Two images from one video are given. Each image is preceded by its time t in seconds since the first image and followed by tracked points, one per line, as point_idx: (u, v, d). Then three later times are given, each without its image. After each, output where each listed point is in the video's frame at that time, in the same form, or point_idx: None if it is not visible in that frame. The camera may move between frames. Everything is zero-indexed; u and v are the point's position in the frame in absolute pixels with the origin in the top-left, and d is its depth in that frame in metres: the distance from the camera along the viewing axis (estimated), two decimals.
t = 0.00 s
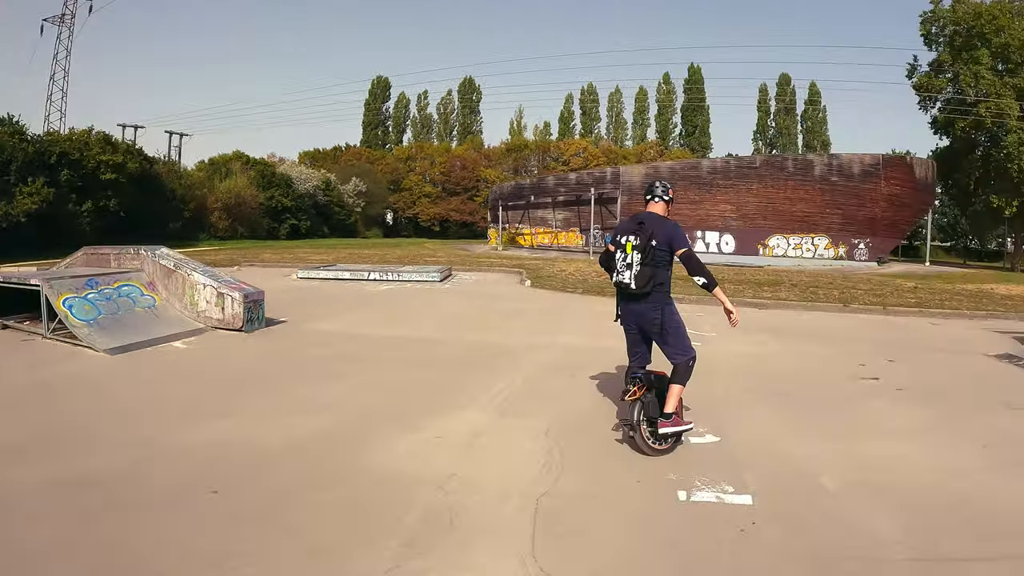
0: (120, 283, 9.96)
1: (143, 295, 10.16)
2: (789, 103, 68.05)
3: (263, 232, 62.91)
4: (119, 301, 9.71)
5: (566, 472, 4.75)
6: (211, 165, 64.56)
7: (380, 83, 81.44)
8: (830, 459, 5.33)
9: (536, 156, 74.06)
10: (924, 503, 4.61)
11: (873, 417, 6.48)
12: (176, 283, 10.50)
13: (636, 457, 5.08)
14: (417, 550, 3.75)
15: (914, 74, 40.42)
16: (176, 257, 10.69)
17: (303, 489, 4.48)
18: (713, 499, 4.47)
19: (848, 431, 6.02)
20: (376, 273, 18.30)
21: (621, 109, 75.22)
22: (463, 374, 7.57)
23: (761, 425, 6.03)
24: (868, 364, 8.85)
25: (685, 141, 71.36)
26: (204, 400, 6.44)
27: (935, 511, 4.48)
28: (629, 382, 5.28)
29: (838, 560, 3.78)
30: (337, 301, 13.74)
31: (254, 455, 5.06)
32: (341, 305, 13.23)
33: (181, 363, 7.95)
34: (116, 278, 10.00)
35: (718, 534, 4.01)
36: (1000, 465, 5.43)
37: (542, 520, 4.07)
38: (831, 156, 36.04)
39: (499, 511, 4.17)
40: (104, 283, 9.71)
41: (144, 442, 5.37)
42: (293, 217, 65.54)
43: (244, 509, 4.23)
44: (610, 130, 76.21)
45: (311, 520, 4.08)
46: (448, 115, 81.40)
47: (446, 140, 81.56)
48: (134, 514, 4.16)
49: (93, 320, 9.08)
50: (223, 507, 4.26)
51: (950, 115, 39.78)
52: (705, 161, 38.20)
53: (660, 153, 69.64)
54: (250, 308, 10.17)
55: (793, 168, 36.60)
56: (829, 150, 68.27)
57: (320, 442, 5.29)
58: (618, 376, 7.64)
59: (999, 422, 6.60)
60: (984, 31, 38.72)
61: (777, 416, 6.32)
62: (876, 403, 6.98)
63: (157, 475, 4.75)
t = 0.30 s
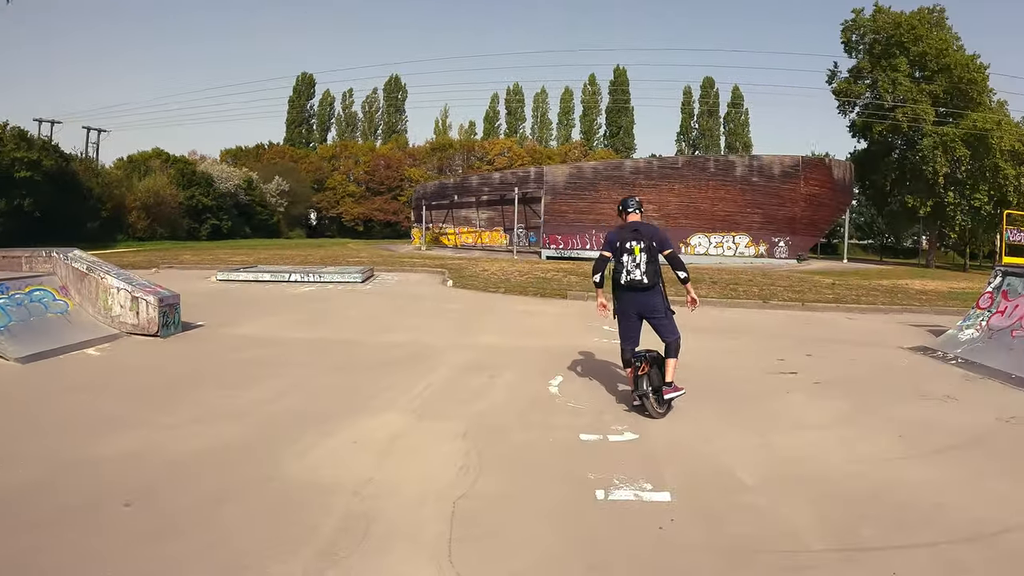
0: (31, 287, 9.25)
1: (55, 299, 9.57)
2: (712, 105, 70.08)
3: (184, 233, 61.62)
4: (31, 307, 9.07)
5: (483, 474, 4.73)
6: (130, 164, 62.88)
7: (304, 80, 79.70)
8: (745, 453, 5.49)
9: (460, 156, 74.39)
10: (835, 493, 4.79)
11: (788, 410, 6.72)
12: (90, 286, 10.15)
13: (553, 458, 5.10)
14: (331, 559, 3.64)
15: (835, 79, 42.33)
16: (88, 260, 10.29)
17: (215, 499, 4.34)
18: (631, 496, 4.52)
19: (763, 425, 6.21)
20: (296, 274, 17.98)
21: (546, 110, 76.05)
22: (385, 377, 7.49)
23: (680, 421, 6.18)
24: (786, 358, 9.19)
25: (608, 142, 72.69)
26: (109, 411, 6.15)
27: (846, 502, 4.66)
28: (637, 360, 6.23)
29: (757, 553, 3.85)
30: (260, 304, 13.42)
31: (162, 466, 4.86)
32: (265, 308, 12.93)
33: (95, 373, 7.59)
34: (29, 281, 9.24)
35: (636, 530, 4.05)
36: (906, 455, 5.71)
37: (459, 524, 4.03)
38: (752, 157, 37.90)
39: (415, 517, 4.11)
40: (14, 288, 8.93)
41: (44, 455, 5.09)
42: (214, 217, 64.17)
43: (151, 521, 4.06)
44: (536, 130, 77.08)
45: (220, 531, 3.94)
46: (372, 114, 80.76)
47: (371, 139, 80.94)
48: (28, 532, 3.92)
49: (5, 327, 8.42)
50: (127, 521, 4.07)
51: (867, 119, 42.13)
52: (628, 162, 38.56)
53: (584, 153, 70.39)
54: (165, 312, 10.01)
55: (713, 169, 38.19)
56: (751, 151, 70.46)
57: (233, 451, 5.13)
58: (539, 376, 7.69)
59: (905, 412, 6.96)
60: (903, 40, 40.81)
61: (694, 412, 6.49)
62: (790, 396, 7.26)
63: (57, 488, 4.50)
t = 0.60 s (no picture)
0: None
1: (16, 305, 9.38)
2: (680, 111, 70.82)
3: (149, 236, 60.66)
4: None
5: (448, 484, 4.72)
6: (94, 166, 61.84)
7: (273, 82, 79.04)
8: (711, 458, 5.55)
9: (429, 159, 74.52)
10: (798, 498, 4.87)
11: (753, 415, 6.81)
12: (51, 291, 9.99)
13: (519, 466, 5.11)
14: (293, 572, 3.60)
15: (801, 85, 42.88)
16: (52, 265, 10.16)
17: (173, 512, 4.26)
18: (597, 504, 4.54)
19: (729, 431, 6.29)
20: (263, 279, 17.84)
21: (516, 113, 76.34)
22: (351, 384, 7.43)
23: (646, 426, 6.23)
24: (753, 362, 9.33)
25: (578, 146, 73.04)
26: (65, 421, 6.01)
27: (809, 506, 4.73)
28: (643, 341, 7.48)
29: (723, 560, 3.89)
30: (227, 309, 13.26)
31: (120, 478, 4.77)
32: (232, 313, 12.78)
33: (56, 381, 7.41)
34: None
35: (602, 538, 4.07)
36: (868, 458, 5.82)
37: (423, 535, 4.00)
38: (720, 162, 38.56)
39: (379, 527, 4.08)
40: None
41: None
42: (180, 220, 63.30)
43: (107, 534, 3.97)
44: (505, 134, 77.33)
45: (179, 544, 3.86)
46: (342, 117, 80.28)
47: (340, 142, 80.54)
48: None
49: None
50: (82, 535, 3.98)
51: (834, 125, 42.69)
52: (596, 166, 38.79)
53: (553, 157, 70.88)
54: (128, 319, 9.81)
55: (681, 173, 38.66)
56: (718, 156, 71.61)
57: (193, 462, 5.05)
58: (507, 382, 7.70)
59: (867, 414, 7.11)
60: (869, 47, 41.57)
61: (660, 417, 6.54)
62: (755, 400, 7.36)
63: (8, 501, 4.38)
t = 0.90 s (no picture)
0: None
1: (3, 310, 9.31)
2: (670, 117, 71.21)
3: (138, 240, 60.44)
4: None
5: (436, 494, 4.70)
6: (83, 170, 61.66)
7: (263, 87, 79.04)
8: (700, 467, 5.56)
9: (419, 164, 74.25)
10: (787, 507, 4.87)
11: (742, 423, 6.83)
12: (39, 297, 9.92)
13: (507, 475, 5.09)
14: None
15: (789, 91, 43.03)
16: (39, 271, 10.09)
17: (159, 522, 4.22)
18: (586, 515, 4.52)
19: (717, 438, 6.31)
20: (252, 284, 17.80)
21: (506, 119, 76.56)
22: (341, 392, 7.42)
23: (636, 436, 6.23)
24: (742, 369, 9.38)
25: (567, 152, 73.23)
26: (51, 429, 5.97)
27: (797, 516, 4.75)
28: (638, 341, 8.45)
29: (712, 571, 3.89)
30: (217, 315, 13.22)
31: (106, 488, 4.74)
32: (222, 319, 12.74)
33: (43, 388, 7.35)
34: None
35: (590, 548, 4.06)
36: (856, 466, 5.85)
37: (412, 545, 3.97)
38: (709, 168, 38.69)
39: (367, 537, 4.06)
40: None
41: None
42: (169, 224, 63.10)
43: (93, 546, 3.93)
44: (494, 140, 77.43)
45: (165, 556, 3.83)
46: (332, 122, 80.23)
47: (330, 146, 80.39)
48: None
49: None
50: (67, 546, 3.94)
51: (822, 131, 43.24)
52: (586, 173, 39.22)
53: (543, 163, 71.18)
54: (116, 325, 9.72)
55: (671, 179, 38.85)
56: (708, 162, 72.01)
57: (180, 472, 5.02)
58: (497, 391, 7.70)
59: (855, 421, 7.14)
60: (858, 54, 41.84)
61: (649, 426, 6.56)
62: (743, 407, 7.40)
63: None
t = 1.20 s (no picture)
0: None
1: (3, 314, 9.34)
2: (670, 122, 71.22)
3: (137, 244, 60.54)
4: None
5: (437, 502, 4.69)
6: (84, 173, 61.78)
7: (263, 90, 79.11)
8: (699, 474, 5.56)
9: (419, 169, 74.31)
10: (787, 516, 4.87)
11: (742, 430, 6.83)
12: (38, 301, 9.92)
13: (507, 483, 5.09)
14: None
15: (789, 96, 43.11)
16: (38, 274, 10.11)
17: (160, 530, 4.22)
18: (587, 523, 4.51)
19: (717, 446, 6.31)
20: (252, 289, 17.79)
21: (506, 123, 76.55)
22: (341, 398, 7.42)
23: (636, 443, 6.22)
24: (742, 375, 9.39)
25: (568, 156, 73.30)
26: (51, 434, 5.98)
27: (797, 524, 4.74)
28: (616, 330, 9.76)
29: None
30: (217, 320, 13.23)
31: (106, 494, 4.74)
32: (222, 324, 12.75)
33: (42, 393, 7.36)
34: None
35: (591, 557, 4.05)
36: (856, 474, 5.85)
37: (412, 554, 3.96)
38: (709, 174, 38.77)
39: (367, 545, 4.05)
40: None
41: None
42: (170, 228, 63.11)
43: (93, 553, 3.93)
44: (494, 144, 77.49)
45: (165, 564, 3.82)
46: (332, 126, 80.20)
47: (330, 150, 80.35)
48: None
49: None
50: (68, 554, 3.94)
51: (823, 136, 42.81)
52: (586, 178, 38.95)
53: (543, 167, 71.25)
54: (116, 329, 9.74)
55: (671, 185, 38.82)
56: (708, 167, 72.02)
57: (180, 479, 5.02)
58: (496, 397, 7.71)
59: (855, 429, 7.14)
60: (858, 59, 41.83)
61: (648, 433, 6.56)
62: (742, 415, 7.40)
63: None
